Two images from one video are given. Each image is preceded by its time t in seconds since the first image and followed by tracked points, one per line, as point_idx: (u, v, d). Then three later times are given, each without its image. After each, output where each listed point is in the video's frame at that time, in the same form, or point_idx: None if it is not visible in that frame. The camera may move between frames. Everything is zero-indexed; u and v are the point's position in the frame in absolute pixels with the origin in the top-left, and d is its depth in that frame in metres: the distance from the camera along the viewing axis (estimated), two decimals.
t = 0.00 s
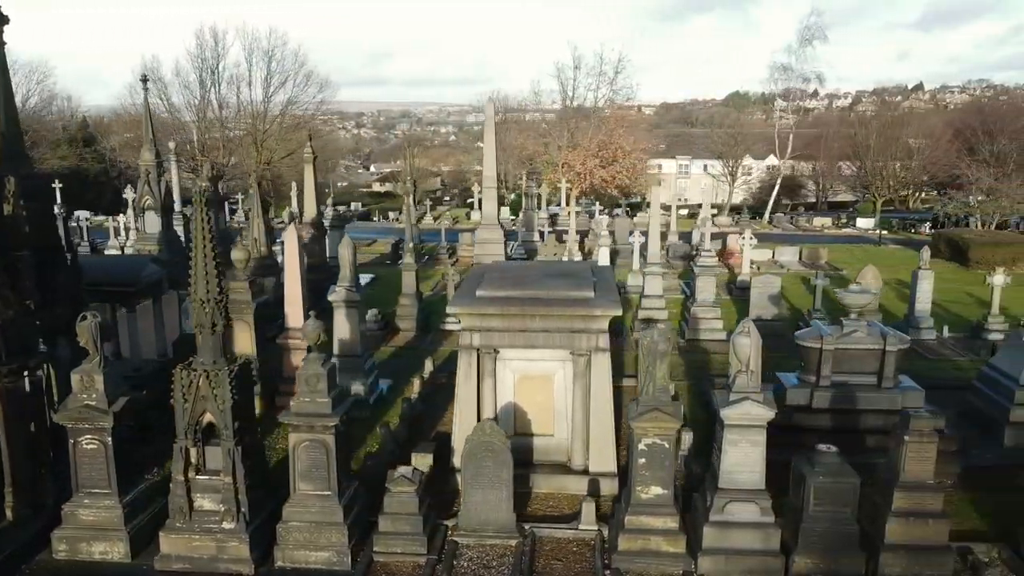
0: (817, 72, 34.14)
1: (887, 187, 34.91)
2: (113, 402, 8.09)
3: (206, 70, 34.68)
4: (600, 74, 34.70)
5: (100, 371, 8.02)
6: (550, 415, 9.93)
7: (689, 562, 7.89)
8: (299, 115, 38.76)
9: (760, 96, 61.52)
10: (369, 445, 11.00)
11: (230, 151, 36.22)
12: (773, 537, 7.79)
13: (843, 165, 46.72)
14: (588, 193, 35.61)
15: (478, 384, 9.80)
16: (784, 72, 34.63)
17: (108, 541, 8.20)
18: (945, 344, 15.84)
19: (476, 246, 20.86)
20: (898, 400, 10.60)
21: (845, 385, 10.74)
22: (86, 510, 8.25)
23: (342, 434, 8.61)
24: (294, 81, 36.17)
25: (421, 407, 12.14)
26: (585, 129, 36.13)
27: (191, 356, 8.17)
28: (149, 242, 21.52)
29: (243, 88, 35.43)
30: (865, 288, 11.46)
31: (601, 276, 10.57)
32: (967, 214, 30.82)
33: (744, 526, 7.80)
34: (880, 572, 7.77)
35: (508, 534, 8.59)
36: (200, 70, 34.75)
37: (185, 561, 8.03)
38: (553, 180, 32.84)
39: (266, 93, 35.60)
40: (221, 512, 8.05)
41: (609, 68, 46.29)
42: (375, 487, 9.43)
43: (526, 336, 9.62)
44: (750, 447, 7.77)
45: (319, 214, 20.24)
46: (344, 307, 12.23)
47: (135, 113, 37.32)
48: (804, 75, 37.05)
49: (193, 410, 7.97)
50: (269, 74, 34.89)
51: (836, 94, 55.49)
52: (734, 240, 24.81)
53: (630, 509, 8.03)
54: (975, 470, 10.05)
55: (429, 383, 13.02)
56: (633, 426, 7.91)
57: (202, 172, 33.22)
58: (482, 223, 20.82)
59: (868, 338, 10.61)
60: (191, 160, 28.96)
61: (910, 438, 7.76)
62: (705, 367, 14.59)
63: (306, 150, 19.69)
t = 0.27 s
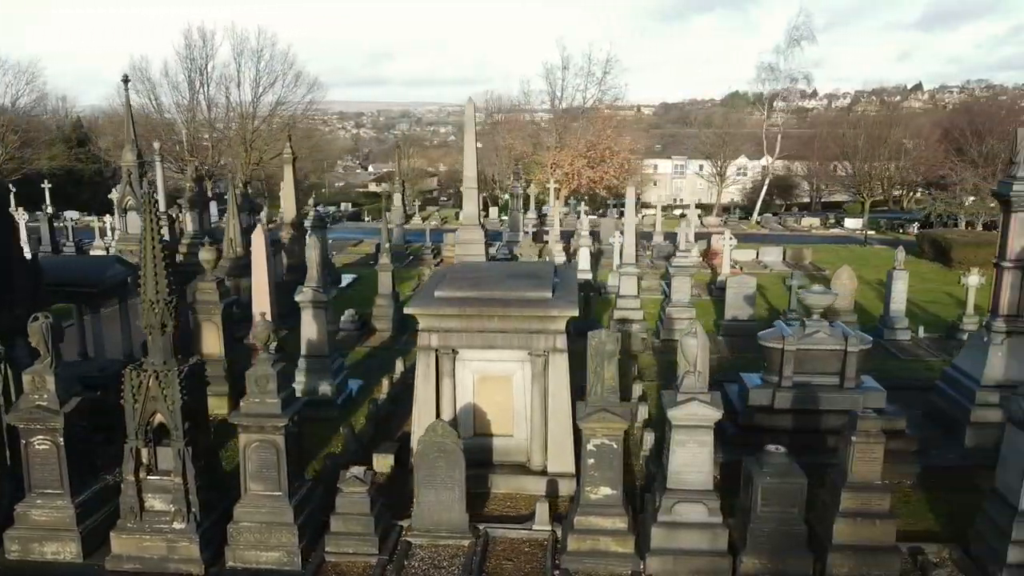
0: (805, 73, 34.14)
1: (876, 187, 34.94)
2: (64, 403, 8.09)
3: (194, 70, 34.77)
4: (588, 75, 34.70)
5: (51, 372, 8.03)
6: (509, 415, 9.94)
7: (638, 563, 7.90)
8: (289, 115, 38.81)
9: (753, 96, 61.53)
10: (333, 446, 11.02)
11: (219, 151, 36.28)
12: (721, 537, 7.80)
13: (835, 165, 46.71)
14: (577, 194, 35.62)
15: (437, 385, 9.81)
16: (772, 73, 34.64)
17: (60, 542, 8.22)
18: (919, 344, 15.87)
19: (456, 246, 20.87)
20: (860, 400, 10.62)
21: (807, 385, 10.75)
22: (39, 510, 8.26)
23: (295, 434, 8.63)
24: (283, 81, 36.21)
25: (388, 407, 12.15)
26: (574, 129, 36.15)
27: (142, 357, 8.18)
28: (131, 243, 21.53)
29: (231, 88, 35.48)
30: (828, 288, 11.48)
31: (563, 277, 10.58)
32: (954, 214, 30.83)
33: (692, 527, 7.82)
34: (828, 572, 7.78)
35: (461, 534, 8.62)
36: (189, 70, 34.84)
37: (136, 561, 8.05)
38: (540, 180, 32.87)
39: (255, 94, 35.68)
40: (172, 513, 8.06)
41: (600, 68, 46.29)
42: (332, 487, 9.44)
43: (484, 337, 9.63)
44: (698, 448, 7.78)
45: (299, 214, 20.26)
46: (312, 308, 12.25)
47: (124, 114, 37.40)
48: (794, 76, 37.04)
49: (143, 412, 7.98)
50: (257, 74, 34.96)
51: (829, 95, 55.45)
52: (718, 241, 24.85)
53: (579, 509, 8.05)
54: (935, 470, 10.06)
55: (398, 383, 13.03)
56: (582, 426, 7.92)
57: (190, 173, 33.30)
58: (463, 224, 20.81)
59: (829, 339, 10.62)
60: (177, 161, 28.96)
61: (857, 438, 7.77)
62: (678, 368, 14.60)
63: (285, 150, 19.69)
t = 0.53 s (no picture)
0: (794, 73, 34.17)
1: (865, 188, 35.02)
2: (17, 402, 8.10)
3: (184, 70, 34.82)
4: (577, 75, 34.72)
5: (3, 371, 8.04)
6: (469, 415, 9.96)
7: (587, 563, 7.92)
8: (279, 115, 38.85)
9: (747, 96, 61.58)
10: (297, 446, 11.05)
11: (209, 151, 36.33)
12: (669, 537, 7.81)
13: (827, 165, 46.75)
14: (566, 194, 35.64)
15: (397, 385, 9.83)
16: (761, 73, 34.68)
17: (13, 541, 8.25)
18: (894, 344, 15.90)
19: (438, 246, 20.91)
20: (822, 400, 10.64)
21: (770, 385, 10.76)
22: None
23: (249, 435, 8.63)
24: (273, 81, 36.35)
25: (355, 407, 12.17)
26: (563, 129, 36.21)
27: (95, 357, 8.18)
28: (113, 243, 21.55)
29: (221, 88, 35.58)
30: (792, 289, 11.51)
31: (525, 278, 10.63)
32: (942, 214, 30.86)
33: (640, 527, 7.84)
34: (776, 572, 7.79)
35: (415, 534, 8.64)
36: (178, 70, 34.89)
37: (88, 561, 8.07)
38: (529, 180, 32.93)
39: (244, 94, 35.75)
40: (123, 513, 8.09)
41: (592, 68, 46.30)
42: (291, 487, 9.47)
43: (442, 337, 9.65)
44: (646, 448, 7.80)
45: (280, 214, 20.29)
46: (280, 308, 12.27)
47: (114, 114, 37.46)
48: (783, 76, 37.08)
49: (95, 411, 7.99)
50: (246, 74, 35.01)
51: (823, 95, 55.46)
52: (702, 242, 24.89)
53: (529, 509, 8.07)
54: (895, 470, 10.08)
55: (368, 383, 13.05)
56: (531, 426, 7.94)
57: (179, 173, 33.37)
58: (444, 224, 20.81)
59: (791, 339, 10.65)
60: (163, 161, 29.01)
61: (805, 439, 7.78)
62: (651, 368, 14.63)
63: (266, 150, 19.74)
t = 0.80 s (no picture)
0: (782, 73, 34.21)
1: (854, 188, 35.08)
2: None
3: (173, 69, 34.88)
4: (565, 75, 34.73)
5: None
6: (430, 415, 9.99)
7: (536, 562, 7.95)
8: (268, 115, 38.92)
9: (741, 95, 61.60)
10: (262, 446, 11.08)
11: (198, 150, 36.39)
12: (618, 537, 7.84)
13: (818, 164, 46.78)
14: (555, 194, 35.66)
15: (357, 385, 9.85)
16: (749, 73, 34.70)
17: None
18: (868, 344, 15.93)
19: (419, 246, 20.92)
20: (784, 400, 10.66)
21: (732, 385, 10.79)
22: None
23: (204, 435, 8.65)
24: (262, 81, 36.44)
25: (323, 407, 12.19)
26: (552, 129, 36.22)
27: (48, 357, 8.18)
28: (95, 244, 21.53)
29: (210, 88, 35.67)
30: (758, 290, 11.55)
31: (489, 279, 10.65)
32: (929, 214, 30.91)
33: (589, 526, 7.87)
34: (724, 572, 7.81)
35: (370, 534, 8.66)
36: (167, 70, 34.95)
37: (40, 561, 8.10)
38: (517, 180, 32.95)
39: (234, 94, 35.85)
40: (76, 512, 8.11)
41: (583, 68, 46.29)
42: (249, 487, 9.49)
43: (401, 337, 9.67)
44: (594, 448, 7.82)
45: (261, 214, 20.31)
46: (248, 308, 12.29)
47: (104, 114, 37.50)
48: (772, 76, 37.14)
49: (46, 411, 8.00)
50: (235, 74, 35.09)
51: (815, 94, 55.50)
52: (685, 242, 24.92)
53: (480, 509, 8.10)
54: (855, 470, 10.10)
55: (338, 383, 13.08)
56: (481, 426, 7.96)
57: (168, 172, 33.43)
58: (425, 224, 20.81)
59: (753, 339, 10.68)
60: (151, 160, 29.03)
61: (753, 439, 7.80)
62: (624, 368, 14.65)
63: (246, 151, 19.76)
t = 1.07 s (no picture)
0: (770, 73, 34.27)
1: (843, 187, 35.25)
2: None
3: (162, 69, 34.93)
4: (553, 75, 34.74)
5: None
6: (389, 416, 10.01)
7: (486, 562, 7.97)
8: (258, 115, 39.03)
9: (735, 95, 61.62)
10: (226, 447, 11.10)
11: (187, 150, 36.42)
12: (567, 537, 7.87)
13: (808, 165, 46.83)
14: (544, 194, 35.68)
15: (316, 385, 9.87)
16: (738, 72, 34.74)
17: None
18: (843, 344, 15.95)
19: (401, 246, 20.93)
20: (746, 400, 10.70)
21: (694, 385, 10.82)
22: None
23: (159, 435, 8.67)
24: (251, 81, 36.56)
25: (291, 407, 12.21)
26: (541, 129, 36.24)
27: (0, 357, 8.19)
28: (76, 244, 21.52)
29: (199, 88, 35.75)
30: (721, 290, 11.61)
31: (452, 278, 10.68)
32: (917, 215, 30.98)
33: (538, 526, 7.89)
34: (672, 572, 7.83)
35: (324, 534, 8.68)
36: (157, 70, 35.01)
37: None
38: (505, 180, 32.97)
39: (223, 94, 35.94)
40: (28, 512, 8.13)
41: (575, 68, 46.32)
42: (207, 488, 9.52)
43: (360, 338, 9.69)
44: (543, 448, 7.84)
45: (241, 215, 20.33)
46: (216, 309, 12.31)
47: (93, 113, 37.50)
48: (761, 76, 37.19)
49: None
50: (225, 74, 35.22)
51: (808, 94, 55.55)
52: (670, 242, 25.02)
53: (430, 509, 8.12)
54: (816, 470, 10.10)
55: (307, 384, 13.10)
56: (431, 426, 7.99)
57: (158, 173, 33.46)
58: (406, 224, 20.82)
59: (715, 339, 10.73)
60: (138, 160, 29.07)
61: (702, 438, 7.81)
62: (596, 369, 14.66)
63: (227, 151, 19.80)
